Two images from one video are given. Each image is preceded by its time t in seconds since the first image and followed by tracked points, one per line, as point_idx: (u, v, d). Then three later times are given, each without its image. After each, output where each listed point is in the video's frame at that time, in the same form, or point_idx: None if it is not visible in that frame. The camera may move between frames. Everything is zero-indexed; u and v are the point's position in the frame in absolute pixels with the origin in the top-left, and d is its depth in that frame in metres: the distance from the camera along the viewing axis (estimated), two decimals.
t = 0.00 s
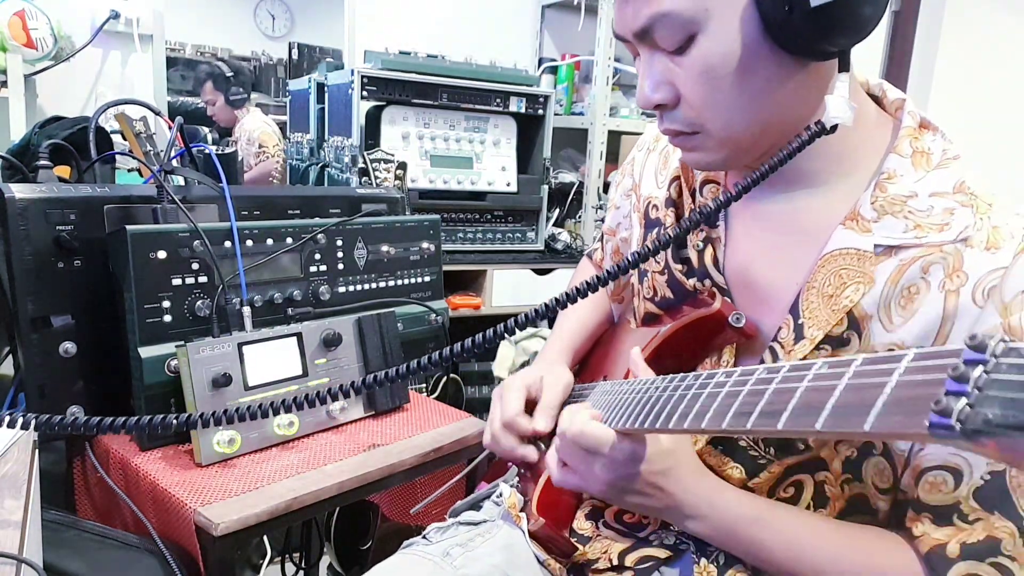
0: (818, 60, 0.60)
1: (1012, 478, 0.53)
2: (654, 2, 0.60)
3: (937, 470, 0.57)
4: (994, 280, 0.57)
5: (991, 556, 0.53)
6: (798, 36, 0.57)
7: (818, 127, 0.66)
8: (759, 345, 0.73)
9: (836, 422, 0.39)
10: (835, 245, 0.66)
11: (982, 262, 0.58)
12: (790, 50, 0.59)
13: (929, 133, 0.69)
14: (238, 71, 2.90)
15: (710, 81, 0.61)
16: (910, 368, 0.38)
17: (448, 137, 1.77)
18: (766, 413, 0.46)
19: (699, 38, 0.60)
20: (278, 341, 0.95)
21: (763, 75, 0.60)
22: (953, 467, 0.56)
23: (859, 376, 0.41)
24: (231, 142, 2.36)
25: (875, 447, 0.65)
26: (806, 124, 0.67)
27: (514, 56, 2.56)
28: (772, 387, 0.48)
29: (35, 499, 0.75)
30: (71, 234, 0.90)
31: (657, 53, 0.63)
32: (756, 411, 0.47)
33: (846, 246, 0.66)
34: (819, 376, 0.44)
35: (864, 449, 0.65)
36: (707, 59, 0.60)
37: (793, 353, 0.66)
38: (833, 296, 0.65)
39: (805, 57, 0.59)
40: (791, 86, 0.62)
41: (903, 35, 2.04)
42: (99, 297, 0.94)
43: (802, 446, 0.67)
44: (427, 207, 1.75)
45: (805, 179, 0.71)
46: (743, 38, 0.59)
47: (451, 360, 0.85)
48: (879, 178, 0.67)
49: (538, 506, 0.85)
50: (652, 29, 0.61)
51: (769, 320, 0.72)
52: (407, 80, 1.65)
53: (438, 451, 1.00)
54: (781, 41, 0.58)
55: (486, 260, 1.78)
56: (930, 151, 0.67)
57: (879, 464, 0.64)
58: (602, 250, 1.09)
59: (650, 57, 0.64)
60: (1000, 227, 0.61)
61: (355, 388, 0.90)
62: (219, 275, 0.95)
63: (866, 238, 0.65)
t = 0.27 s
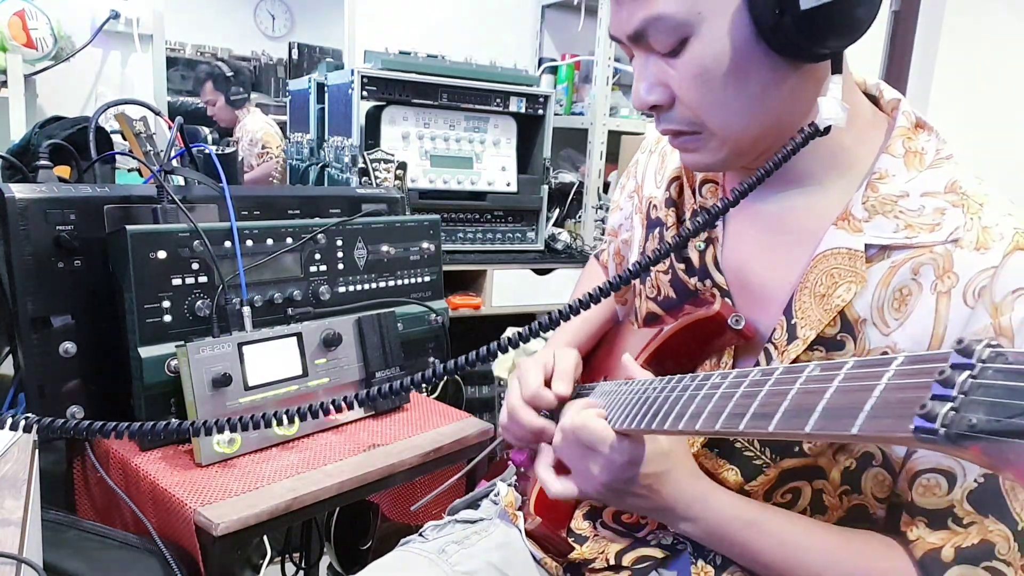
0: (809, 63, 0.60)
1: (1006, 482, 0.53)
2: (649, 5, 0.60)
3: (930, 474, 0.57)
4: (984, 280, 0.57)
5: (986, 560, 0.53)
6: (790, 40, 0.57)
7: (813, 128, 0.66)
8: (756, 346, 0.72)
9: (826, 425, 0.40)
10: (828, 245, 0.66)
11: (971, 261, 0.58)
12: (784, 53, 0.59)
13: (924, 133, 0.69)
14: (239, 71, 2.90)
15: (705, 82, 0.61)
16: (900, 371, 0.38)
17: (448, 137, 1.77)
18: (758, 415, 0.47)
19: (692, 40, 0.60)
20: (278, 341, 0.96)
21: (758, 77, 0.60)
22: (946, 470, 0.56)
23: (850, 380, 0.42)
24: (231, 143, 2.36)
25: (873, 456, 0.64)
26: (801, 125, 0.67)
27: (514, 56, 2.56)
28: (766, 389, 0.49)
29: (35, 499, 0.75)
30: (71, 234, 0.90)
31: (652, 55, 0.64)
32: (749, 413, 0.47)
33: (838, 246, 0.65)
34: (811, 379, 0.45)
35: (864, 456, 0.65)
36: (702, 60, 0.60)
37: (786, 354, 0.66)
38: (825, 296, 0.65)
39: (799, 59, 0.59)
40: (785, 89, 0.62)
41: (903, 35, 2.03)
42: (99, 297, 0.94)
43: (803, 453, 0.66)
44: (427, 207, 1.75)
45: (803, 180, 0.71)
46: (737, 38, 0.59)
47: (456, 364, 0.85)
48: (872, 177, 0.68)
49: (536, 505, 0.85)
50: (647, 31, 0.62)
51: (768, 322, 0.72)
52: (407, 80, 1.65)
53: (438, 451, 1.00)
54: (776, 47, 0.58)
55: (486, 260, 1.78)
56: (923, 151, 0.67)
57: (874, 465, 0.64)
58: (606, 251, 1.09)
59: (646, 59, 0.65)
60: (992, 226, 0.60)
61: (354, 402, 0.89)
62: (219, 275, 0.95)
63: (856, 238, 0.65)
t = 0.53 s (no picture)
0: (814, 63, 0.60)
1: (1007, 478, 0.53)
2: (648, 8, 0.59)
3: (931, 470, 0.57)
4: (984, 275, 0.57)
5: (989, 556, 0.53)
6: (798, 40, 0.57)
7: (817, 129, 0.67)
8: (756, 345, 0.72)
9: (817, 420, 0.40)
10: (828, 243, 0.66)
11: (972, 256, 0.58)
12: (789, 55, 0.59)
13: (921, 130, 0.69)
14: (239, 71, 2.90)
15: (709, 87, 0.60)
16: (889, 364, 0.39)
17: (448, 137, 1.77)
18: (751, 413, 0.47)
19: (695, 44, 0.59)
20: (278, 341, 0.95)
21: (762, 79, 0.60)
22: (948, 465, 0.56)
23: (841, 374, 0.42)
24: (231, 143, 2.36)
25: (872, 450, 0.64)
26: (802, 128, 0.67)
27: (514, 56, 2.57)
28: (760, 385, 0.49)
29: (35, 499, 0.75)
30: (71, 234, 0.90)
31: (651, 61, 0.63)
32: (743, 410, 0.48)
33: (838, 245, 0.66)
34: (803, 375, 0.45)
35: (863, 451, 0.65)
36: (705, 63, 0.60)
37: (788, 353, 0.66)
38: (827, 293, 0.65)
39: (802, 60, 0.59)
40: (789, 90, 0.62)
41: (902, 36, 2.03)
42: (99, 296, 0.94)
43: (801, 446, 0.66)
44: (427, 207, 1.75)
45: (802, 181, 0.71)
46: (739, 41, 0.59)
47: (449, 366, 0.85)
48: (871, 176, 0.67)
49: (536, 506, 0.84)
50: (648, 36, 0.61)
51: (763, 319, 0.72)
52: (407, 80, 1.65)
53: (438, 451, 1.00)
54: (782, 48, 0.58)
55: (486, 260, 1.78)
56: (921, 149, 0.67)
57: (872, 458, 0.64)
58: (602, 253, 1.09)
59: (646, 64, 0.64)
60: (992, 222, 0.60)
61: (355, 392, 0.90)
62: (219, 275, 0.94)
63: (857, 236, 0.65)
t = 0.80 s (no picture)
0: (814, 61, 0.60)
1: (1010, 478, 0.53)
2: (650, 9, 0.59)
3: (936, 470, 0.57)
4: (990, 277, 0.57)
5: (992, 552, 0.53)
6: (801, 38, 0.57)
7: (819, 127, 0.67)
8: (754, 343, 0.73)
9: (818, 419, 0.41)
10: (830, 245, 0.67)
11: (977, 258, 0.58)
12: (790, 53, 0.59)
13: (921, 130, 0.69)
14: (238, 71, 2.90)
15: (712, 87, 0.60)
16: (890, 364, 0.39)
17: (448, 137, 1.77)
18: (751, 413, 0.47)
19: (697, 44, 0.59)
20: (278, 341, 0.95)
21: (764, 78, 0.60)
22: (952, 463, 0.56)
23: (840, 373, 0.42)
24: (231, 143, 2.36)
25: (892, 467, 0.62)
26: (800, 129, 0.67)
27: (514, 56, 2.57)
28: (758, 385, 0.49)
29: (35, 499, 0.75)
30: (71, 234, 0.90)
31: (652, 62, 0.63)
32: (742, 410, 0.48)
33: (840, 246, 0.66)
34: (801, 374, 0.45)
35: (882, 468, 0.63)
36: (708, 64, 0.59)
37: (792, 355, 0.66)
38: (829, 295, 0.65)
39: (803, 58, 0.59)
40: (789, 90, 0.62)
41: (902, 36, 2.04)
42: (99, 297, 0.94)
43: (819, 453, 0.64)
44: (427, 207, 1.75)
45: (801, 181, 0.71)
46: (739, 40, 0.59)
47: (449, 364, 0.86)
48: (872, 177, 0.67)
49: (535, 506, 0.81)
50: (649, 38, 0.61)
51: (762, 319, 0.73)
52: (407, 80, 1.65)
53: (438, 451, 1.00)
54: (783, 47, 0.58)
55: (486, 260, 1.78)
56: (922, 149, 0.67)
57: (892, 474, 0.62)
58: (601, 250, 1.09)
59: (647, 65, 0.64)
60: (994, 224, 0.59)
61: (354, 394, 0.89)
62: (218, 275, 0.94)
63: (859, 237, 0.65)
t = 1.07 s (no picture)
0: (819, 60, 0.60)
1: (1012, 479, 0.53)
2: (654, 10, 0.59)
3: (937, 471, 0.57)
4: (991, 279, 0.57)
5: (992, 555, 0.53)
6: (803, 37, 0.57)
7: (823, 125, 0.67)
8: (756, 344, 0.73)
9: (824, 420, 0.40)
10: (832, 246, 0.67)
11: (979, 261, 0.58)
12: (793, 52, 0.59)
13: (924, 132, 0.69)
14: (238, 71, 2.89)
15: (717, 86, 0.60)
16: (899, 365, 0.39)
17: (448, 137, 1.77)
18: (756, 412, 0.47)
19: (701, 43, 0.59)
20: (279, 341, 0.95)
21: (768, 77, 0.60)
22: (953, 466, 0.56)
23: (848, 373, 0.42)
24: (231, 143, 2.36)
25: (894, 468, 0.62)
26: (802, 130, 0.67)
27: (514, 56, 2.57)
28: (764, 385, 0.49)
29: (35, 498, 0.74)
30: (71, 234, 0.90)
31: (655, 62, 0.63)
32: (748, 409, 0.48)
33: (841, 247, 0.66)
34: (809, 374, 0.45)
35: (885, 470, 0.63)
36: (712, 63, 0.59)
37: (791, 355, 0.66)
38: (831, 296, 0.65)
39: (805, 56, 0.59)
40: (792, 89, 0.62)
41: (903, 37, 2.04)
42: (99, 297, 0.94)
43: (820, 453, 0.64)
44: (427, 207, 1.75)
45: (803, 181, 0.71)
46: (743, 41, 0.59)
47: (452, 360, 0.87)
48: (874, 178, 0.68)
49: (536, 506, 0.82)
50: (651, 38, 0.61)
51: (763, 319, 0.73)
52: (407, 80, 1.65)
53: (438, 451, 1.00)
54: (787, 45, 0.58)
55: (486, 260, 1.78)
56: (925, 151, 0.67)
57: (893, 475, 0.62)
58: (601, 250, 1.08)
59: (650, 65, 0.63)
60: (997, 225, 0.59)
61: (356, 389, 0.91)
62: (218, 275, 0.94)
63: (862, 239, 0.65)
